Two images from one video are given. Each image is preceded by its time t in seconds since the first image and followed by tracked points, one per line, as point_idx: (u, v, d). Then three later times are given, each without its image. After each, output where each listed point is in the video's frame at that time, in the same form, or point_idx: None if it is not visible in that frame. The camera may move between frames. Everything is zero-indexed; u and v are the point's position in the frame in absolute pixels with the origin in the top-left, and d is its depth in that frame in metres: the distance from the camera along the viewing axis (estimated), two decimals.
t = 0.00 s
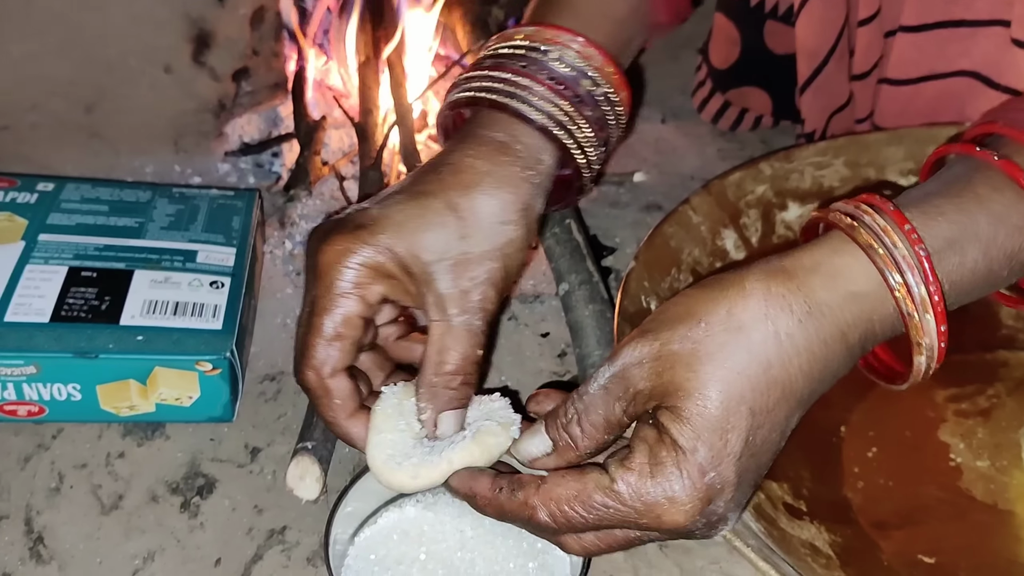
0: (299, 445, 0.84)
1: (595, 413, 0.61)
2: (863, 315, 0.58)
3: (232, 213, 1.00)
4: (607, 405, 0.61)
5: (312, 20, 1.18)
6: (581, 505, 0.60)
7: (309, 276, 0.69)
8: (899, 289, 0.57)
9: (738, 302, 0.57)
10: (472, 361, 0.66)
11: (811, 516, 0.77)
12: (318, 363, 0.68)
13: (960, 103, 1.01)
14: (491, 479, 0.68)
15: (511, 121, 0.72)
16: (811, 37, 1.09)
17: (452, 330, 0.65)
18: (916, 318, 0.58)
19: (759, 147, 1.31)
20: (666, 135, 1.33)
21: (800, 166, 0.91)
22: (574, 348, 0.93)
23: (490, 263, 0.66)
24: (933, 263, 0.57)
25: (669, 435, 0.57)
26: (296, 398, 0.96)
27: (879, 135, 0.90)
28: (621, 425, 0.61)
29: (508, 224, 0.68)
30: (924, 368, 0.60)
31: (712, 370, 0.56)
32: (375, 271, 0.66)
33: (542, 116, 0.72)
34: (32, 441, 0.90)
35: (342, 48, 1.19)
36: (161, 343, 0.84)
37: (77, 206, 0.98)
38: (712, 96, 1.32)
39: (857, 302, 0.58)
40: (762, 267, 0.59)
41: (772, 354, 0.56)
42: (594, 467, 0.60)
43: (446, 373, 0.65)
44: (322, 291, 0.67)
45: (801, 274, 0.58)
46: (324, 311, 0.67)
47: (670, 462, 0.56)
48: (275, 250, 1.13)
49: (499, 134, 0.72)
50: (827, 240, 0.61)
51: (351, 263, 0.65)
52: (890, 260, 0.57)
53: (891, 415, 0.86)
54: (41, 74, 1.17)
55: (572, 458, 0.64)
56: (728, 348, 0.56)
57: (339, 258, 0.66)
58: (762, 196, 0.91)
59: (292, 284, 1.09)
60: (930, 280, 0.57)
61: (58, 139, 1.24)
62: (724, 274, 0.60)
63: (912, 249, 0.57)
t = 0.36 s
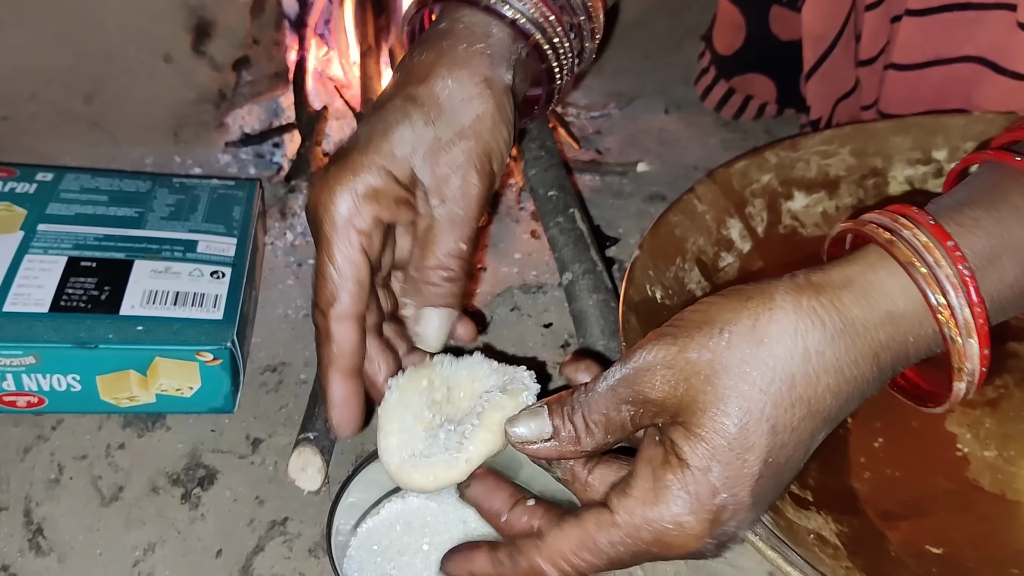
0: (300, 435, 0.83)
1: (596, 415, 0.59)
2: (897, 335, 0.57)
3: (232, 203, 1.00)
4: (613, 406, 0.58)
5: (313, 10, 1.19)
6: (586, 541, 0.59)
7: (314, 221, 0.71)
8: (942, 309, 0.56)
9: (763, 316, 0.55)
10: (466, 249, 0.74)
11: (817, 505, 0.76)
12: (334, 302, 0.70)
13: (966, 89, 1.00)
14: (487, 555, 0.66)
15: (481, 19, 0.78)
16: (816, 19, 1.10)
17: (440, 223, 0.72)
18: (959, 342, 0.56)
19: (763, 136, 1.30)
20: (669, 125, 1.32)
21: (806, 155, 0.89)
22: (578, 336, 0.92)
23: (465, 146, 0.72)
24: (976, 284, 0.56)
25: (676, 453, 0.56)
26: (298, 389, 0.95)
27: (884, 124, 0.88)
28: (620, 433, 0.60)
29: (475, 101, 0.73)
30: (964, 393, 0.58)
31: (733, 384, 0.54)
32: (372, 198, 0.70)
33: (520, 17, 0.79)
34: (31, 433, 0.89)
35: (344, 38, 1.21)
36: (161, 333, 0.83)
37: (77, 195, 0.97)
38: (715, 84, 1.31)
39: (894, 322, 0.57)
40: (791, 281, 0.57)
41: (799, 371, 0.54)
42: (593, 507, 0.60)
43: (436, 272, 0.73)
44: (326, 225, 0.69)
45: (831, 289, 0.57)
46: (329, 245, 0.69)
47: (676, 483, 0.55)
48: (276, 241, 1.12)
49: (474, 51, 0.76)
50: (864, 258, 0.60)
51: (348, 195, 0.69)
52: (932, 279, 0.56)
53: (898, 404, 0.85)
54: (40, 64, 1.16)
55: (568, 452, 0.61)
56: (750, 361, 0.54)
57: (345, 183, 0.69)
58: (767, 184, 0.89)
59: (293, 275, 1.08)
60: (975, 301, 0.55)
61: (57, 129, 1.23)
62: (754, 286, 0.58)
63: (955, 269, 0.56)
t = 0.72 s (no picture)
0: (303, 430, 0.84)
1: (583, 377, 0.59)
2: (890, 350, 0.56)
3: (234, 198, 0.99)
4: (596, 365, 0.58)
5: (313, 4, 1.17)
6: (529, 480, 0.59)
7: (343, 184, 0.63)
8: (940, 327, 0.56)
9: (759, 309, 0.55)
10: (489, 267, 0.65)
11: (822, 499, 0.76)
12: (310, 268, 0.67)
13: (971, 83, 0.99)
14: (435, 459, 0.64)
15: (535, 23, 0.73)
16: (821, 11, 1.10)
17: (478, 234, 0.64)
18: (952, 360, 0.56)
19: (766, 130, 1.30)
20: (673, 119, 1.31)
21: (810, 148, 0.88)
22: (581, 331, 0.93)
23: (519, 163, 0.67)
24: (976, 305, 0.56)
25: (642, 420, 0.56)
26: (300, 384, 0.95)
27: (889, 117, 0.88)
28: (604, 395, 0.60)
29: (539, 126, 0.68)
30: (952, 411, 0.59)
31: (714, 373, 0.55)
32: (408, 168, 0.61)
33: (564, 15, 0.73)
34: (33, 428, 0.89)
35: (345, 33, 1.18)
36: (162, 328, 0.83)
37: (78, 190, 0.96)
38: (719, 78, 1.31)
39: (890, 335, 0.56)
40: (795, 281, 0.57)
41: (781, 372, 0.55)
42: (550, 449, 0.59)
43: (469, 276, 0.64)
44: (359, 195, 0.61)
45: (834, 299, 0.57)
46: (367, 212, 0.61)
47: (635, 448, 0.56)
48: (277, 236, 1.12)
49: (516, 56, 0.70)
50: (868, 263, 0.59)
51: (382, 158, 0.60)
52: (934, 297, 0.56)
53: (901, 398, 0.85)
54: (41, 59, 1.16)
55: (552, 405, 0.62)
56: (736, 354, 0.55)
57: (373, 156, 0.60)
58: (771, 177, 0.88)
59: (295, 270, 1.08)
60: (973, 323, 0.55)
61: (58, 124, 1.23)
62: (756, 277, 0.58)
63: (958, 288, 0.55)
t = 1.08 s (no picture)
0: (306, 430, 0.84)
1: (589, 407, 0.56)
2: (904, 384, 0.57)
3: (236, 198, 0.99)
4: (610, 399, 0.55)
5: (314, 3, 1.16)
6: (552, 523, 0.58)
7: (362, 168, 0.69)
8: (946, 337, 0.56)
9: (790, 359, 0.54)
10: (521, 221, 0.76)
11: (825, 498, 0.76)
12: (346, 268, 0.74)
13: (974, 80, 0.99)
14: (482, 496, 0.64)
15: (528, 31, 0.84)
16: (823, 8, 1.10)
17: (493, 191, 0.76)
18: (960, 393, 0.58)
19: (768, 128, 1.30)
20: (675, 117, 1.31)
21: (812, 146, 0.88)
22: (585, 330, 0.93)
23: (512, 122, 0.77)
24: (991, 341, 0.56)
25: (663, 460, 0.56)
26: (303, 384, 0.95)
27: (889, 114, 0.87)
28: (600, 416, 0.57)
29: (522, 87, 0.79)
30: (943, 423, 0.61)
31: (746, 427, 0.54)
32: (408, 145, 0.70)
33: (565, 32, 0.84)
34: (36, 429, 0.89)
35: (347, 32, 1.18)
36: (166, 328, 0.83)
37: (80, 191, 0.96)
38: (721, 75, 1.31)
39: (908, 376, 0.57)
40: (824, 322, 0.55)
41: (806, 420, 0.55)
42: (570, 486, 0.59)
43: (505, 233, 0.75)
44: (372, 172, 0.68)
45: (858, 338, 0.56)
46: (381, 180, 0.67)
47: (659, 491, 0.56)
48: (279, 236, 1.12)
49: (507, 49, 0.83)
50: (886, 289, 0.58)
51: (407, 132, 0.71)
52: (939, 309, 0.56)
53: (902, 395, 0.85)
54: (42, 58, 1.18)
55: (549, 423, 0.58)
56: (765, 406, 0.54)
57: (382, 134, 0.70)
58: (773, 176, 0.88)
59: (298, 270, 1.08)
60: (984, 360, 0.56)
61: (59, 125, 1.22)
62: (779, 312, 0.56)
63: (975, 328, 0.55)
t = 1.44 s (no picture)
0: (308, 429, 0.83)
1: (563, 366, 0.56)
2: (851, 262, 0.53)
3: (238, 195, 0.99)
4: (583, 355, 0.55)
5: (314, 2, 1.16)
6: (546, 469, 0.52)
7: (365, 167, 0.65)
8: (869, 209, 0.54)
9: (710, 247, 0.53)
10: (507, 264, 0.67)
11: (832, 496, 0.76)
12: (339, 248, 0.68)
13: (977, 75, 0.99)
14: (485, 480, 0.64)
15: (548, 48, 0.77)
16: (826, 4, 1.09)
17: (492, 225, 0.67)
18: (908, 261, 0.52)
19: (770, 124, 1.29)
20: (677, 113, 1.31)
21: (815, 142, 0.88)
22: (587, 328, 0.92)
23: (530, 162, 0.70)
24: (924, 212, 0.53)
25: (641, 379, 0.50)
26: (306, 382, 0.95)
27: (892, 109, 0.87)
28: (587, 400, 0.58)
29: (551, 129, 0.72)
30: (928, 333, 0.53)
31: (686, 310, 0.51)
32: (422, 149, 0.65)
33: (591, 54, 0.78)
34: (38, 429, 0.89)
35: (346, 28, 1.17)
36: (168, 327, 0.83)
37: (81, 189, 0.96)
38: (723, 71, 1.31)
39: (840, 246, 0.53)
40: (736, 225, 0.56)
41: (746, 300, 0.51)
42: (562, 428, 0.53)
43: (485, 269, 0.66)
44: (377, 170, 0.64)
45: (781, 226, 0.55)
46: (388, 183, 0.63)
47: (641, 409, 0.49)
48: (280, 234, 1.12)
49: (531, 73, 0.74)
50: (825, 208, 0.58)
51: (410, 133, 0.65)
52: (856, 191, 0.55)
53: (908, 391, 0.84)
54: (40, 56, 1.16)
55: (535, 411, 0.60)
56: (694, 284, 0.52)
57: (399, 128, 0.65)
58: (777, 172, 0.88)
59: (299, 268, 1.07)
60: (921, 227, 0.52)
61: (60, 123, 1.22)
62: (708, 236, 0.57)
63: (897, 197, 0.53)
